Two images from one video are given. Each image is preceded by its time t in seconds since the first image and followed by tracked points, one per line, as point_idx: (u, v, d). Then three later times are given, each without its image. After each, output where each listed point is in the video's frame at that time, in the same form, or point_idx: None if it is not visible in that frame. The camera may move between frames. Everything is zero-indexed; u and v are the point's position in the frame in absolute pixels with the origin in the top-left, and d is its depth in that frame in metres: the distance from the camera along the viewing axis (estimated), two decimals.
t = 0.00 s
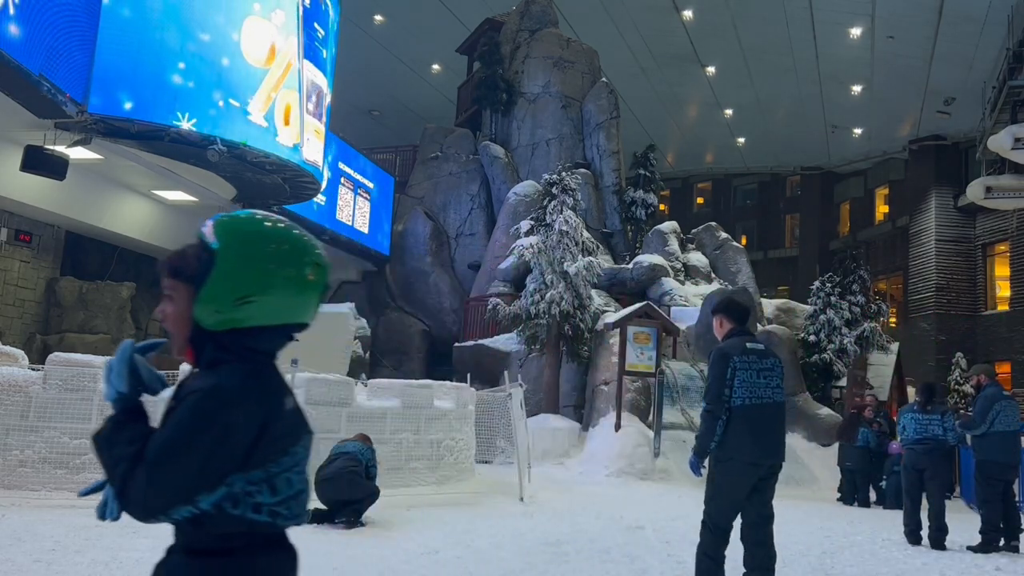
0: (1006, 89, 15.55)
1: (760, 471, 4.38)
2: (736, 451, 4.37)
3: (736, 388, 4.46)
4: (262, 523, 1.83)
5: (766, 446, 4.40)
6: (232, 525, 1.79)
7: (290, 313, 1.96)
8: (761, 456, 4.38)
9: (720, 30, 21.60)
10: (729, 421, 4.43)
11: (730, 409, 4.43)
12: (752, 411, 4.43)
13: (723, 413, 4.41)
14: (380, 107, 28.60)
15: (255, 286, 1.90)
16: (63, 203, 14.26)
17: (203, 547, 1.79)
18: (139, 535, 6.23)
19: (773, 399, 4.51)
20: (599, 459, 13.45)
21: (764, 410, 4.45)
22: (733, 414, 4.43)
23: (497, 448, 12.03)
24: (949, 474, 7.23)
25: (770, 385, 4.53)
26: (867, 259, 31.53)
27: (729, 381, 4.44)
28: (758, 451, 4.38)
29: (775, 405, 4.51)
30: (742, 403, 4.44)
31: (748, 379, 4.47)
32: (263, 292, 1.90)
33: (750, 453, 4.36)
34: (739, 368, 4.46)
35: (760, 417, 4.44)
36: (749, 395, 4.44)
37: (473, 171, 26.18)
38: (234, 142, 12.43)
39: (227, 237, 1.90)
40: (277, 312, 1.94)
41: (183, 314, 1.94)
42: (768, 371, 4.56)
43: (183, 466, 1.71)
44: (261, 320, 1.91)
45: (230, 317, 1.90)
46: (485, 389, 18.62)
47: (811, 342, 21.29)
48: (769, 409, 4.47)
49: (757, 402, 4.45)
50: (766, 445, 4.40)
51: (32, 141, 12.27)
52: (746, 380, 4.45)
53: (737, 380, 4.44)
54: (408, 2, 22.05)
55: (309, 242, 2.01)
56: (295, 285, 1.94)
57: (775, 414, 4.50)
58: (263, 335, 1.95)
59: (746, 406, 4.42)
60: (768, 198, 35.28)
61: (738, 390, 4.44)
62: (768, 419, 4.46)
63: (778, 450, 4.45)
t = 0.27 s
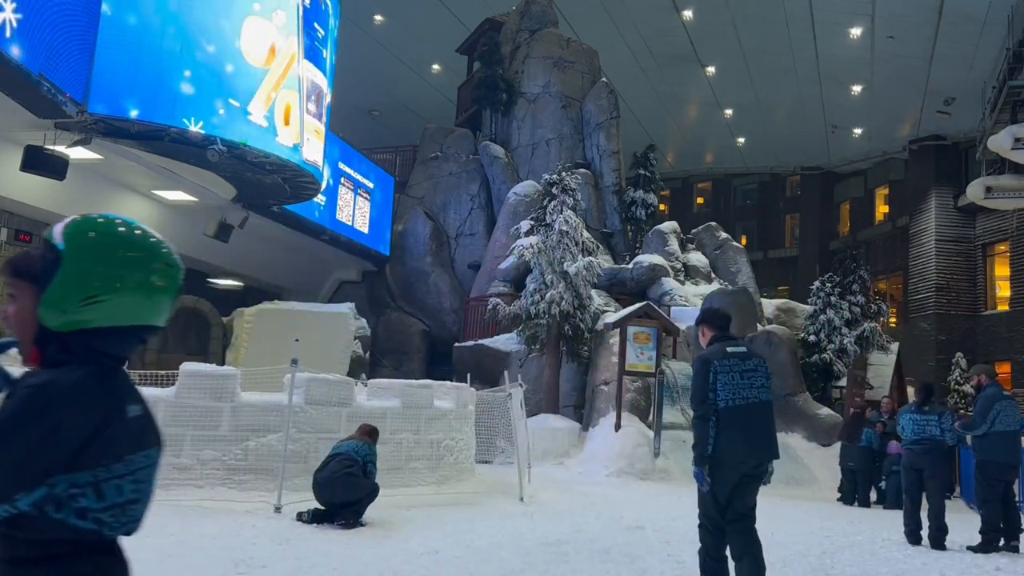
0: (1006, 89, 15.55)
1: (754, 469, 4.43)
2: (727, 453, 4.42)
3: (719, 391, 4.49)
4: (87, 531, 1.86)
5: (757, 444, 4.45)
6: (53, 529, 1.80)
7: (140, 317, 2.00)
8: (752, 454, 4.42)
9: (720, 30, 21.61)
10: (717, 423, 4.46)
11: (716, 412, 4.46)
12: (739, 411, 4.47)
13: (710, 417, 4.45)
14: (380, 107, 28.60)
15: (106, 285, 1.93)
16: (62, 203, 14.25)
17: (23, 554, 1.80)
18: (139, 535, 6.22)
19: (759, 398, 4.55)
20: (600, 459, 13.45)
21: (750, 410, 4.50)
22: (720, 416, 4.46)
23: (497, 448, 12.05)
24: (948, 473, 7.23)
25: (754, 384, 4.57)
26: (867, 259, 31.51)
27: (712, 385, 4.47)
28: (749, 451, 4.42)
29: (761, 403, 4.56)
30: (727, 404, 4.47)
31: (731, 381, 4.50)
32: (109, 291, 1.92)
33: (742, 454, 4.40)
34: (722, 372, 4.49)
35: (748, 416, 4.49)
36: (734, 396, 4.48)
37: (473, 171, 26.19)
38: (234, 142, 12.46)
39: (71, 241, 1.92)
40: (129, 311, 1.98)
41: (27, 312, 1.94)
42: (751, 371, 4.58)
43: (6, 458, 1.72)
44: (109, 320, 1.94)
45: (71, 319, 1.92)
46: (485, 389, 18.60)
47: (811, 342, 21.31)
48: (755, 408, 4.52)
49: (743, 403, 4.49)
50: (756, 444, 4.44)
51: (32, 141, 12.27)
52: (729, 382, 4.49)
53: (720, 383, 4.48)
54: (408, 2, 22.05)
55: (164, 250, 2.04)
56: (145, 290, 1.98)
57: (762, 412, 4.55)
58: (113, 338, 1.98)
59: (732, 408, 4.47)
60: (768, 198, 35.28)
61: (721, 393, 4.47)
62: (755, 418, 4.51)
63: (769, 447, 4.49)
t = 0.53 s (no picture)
0: (1006, 89, 15.55)
1: (739, 463, 4.52)
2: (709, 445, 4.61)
3: (708, 387, 4.73)
4: None
5: (742, 438, 4.55)
6: None
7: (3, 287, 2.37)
8: (736, 449, 4.53)
9: (721, 30, 21.61)
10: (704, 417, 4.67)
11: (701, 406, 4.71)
12: (726, 407, 4.63)
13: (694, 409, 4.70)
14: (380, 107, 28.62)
15: None
16: (62, 203, 14.26)
17: None
18: (139, 535, 6.23)
19: (752, 396, 4.67)
20: (599, 459, 13.45)
21: (739, 406, 4.62)
22: (706, 411, 4.69)
23: (497, 448, 12.06)
24: (948, 473, 7.23)
25: (747, 382, 4.71)
26: (867, 259, 31.50)
27: (699, 381, 4.73)
28: (733, 445, 4.54)
29: (755, 401, 4.66)
30: (715, 400, 4.68)
31: (721, 378, 4.71)
32: None
33: (724, 446, 4.56)
34: (710, 368, 4.74)
35: (735, 411, 4.62)
36: (721, 392, 4.68)
37: (473, 171, 26.18)
38: (234, 142, 12.43)
39: None
40: (0, 283, 2.36)
41: None
42: (747, 370, 4.76)
43: None
44: None
45: None
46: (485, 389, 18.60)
47: (811, 342, 21.31)
48: (745, 405, 4.64)
49: (732, 399, 4.65)
50: (741, 439, 4.55)
51: (32, 141, 12.28)
52: (716, 378, 4.71)
53: (707, 379, 4.72)
54: (408, 2, 22.06)
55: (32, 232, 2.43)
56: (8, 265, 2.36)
57: (756, 409, 4.65)
58: None
59: (719, 403, 4.65)
60: (768, 198, 35.27)
61: (709, 389, 4.71)
62: (745, 414, 4.62)
63: (757, 443, 4.58)
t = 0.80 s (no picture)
0: (1006, 89, 15.56)
1: (749, 463, 4.64)
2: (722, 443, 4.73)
3: (725, 389, 4.84)
4: None
5: (755, 438, 4.63)
6: None
7: None
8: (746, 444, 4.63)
9: (721, 30, 21.61)
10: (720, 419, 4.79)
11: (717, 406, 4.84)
12: (739, 404, 4.73)
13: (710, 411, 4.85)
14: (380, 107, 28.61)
15: None
16: (62, 203, 14.26)
17: None
18: (139, 535, 6.23)
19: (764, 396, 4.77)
20: (599, 459, 13.45)
21: (752, 404, 4.71)
22: (722, 413, 4.80)
23: (497, 448, 12.07)
24: (946, 473, 7.24)
25: (763, 385, 4.81)
26: (867, 259, 31.49)
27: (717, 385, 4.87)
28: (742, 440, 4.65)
29: (769, 402, 4.74)
30: (731, 402, 4.78)
31: (736, 380, 4.82)
32: None
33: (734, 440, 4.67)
34: (725, 372, 4.87)
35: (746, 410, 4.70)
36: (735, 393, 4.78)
37: (473, 171, 26.16)
38: (234, 142, 12.40)
39: None
40: None
41: None
42: (763, 375, 4.88)
43: None
44: None
45: None
46: (485, 389, 18.58)
47: (811, 342, 21.31)
48: (760, 403, 4.71)
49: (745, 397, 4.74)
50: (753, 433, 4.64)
51: (32, 141, 12.28)
52: (733, 381, 4.82)
53: (725, 382, 4.84)
54: (408, 2, 22.06)
55: None
56: None
57: (768, 410, 4.73)
58: None
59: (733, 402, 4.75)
60: (768, 198, 35.26)
61: (726, 391, 4.82)
62: (759, 410, 4.70)
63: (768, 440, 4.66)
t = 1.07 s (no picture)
0: (1006, 89, 15.56)
1: (766, 466, 4.49)
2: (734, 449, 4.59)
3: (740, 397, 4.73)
4: None
5: (771, 439, 4.49)
6: None
7: None
8: (756, 446, 4.49)
9: (721, 30, 21.60)
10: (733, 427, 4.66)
11: (729, 417, 4.73)
12: (748, 408, 4.60)
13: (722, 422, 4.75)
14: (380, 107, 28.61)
15: None
16: (62, 203, 14.26)
17: None
18: (139, 535, 6.23)
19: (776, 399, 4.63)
20: (599, 459, 13.45)
21: (764, 406, 4.57)
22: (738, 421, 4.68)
23: (497, 447, 12.07)
24: (946, 473, 7.24)
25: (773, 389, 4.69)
26: (867, 259, 31.48)
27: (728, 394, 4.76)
28: (754, 444, 4.50)
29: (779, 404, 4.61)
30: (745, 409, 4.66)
31: (746, 387, 4.72)
32: None
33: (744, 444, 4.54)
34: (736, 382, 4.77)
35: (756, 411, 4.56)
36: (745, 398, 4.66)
37: (473, 171, 26.17)
38: (234, 142, 12.38)
39: None
40: None
41: None
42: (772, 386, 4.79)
43: None
44: None
45: None
46: (485, 389, 18.53)
47: (811, 342, 21.31)
48: (771, 404, 4.57)
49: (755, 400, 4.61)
50: (763, 435, 4.49)
51: (32, 141, 12.27)
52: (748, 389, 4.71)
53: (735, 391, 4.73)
54: (408, 2, 22.06)
55: None
56: None
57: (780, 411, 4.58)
58: None
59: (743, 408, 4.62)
60: (768, 198, 35.27)
61: (737, 401, 4.71)
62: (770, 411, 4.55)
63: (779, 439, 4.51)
